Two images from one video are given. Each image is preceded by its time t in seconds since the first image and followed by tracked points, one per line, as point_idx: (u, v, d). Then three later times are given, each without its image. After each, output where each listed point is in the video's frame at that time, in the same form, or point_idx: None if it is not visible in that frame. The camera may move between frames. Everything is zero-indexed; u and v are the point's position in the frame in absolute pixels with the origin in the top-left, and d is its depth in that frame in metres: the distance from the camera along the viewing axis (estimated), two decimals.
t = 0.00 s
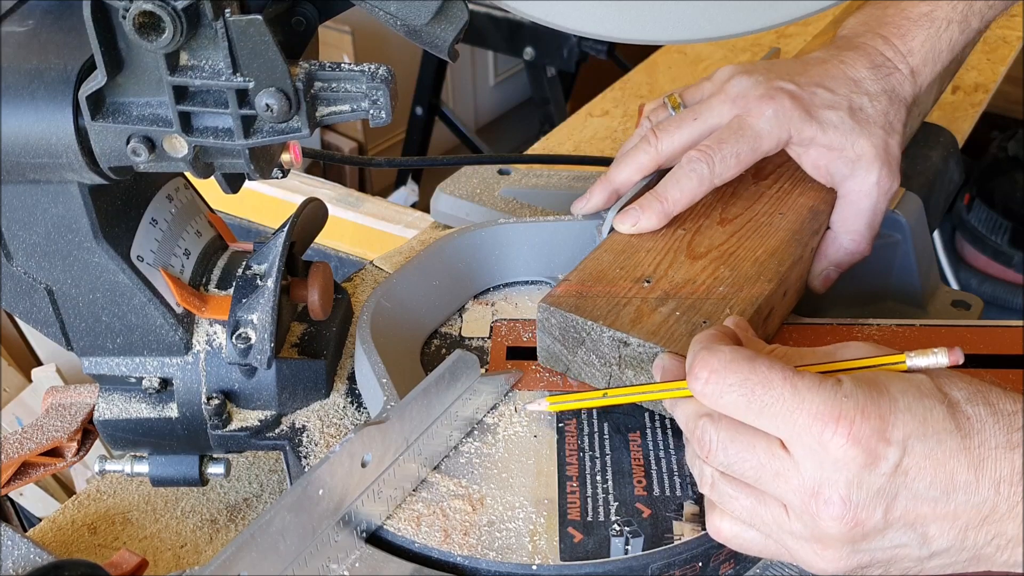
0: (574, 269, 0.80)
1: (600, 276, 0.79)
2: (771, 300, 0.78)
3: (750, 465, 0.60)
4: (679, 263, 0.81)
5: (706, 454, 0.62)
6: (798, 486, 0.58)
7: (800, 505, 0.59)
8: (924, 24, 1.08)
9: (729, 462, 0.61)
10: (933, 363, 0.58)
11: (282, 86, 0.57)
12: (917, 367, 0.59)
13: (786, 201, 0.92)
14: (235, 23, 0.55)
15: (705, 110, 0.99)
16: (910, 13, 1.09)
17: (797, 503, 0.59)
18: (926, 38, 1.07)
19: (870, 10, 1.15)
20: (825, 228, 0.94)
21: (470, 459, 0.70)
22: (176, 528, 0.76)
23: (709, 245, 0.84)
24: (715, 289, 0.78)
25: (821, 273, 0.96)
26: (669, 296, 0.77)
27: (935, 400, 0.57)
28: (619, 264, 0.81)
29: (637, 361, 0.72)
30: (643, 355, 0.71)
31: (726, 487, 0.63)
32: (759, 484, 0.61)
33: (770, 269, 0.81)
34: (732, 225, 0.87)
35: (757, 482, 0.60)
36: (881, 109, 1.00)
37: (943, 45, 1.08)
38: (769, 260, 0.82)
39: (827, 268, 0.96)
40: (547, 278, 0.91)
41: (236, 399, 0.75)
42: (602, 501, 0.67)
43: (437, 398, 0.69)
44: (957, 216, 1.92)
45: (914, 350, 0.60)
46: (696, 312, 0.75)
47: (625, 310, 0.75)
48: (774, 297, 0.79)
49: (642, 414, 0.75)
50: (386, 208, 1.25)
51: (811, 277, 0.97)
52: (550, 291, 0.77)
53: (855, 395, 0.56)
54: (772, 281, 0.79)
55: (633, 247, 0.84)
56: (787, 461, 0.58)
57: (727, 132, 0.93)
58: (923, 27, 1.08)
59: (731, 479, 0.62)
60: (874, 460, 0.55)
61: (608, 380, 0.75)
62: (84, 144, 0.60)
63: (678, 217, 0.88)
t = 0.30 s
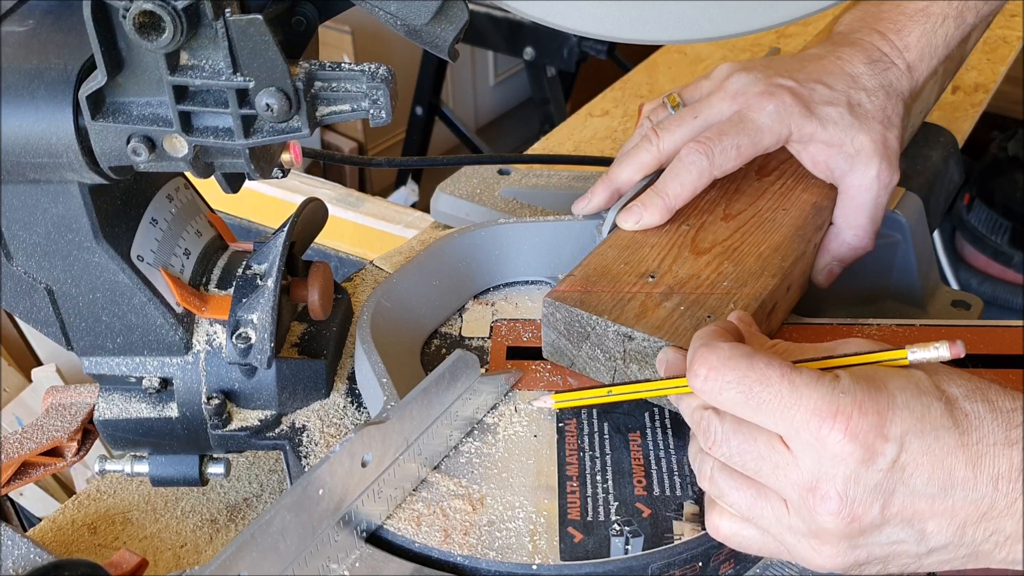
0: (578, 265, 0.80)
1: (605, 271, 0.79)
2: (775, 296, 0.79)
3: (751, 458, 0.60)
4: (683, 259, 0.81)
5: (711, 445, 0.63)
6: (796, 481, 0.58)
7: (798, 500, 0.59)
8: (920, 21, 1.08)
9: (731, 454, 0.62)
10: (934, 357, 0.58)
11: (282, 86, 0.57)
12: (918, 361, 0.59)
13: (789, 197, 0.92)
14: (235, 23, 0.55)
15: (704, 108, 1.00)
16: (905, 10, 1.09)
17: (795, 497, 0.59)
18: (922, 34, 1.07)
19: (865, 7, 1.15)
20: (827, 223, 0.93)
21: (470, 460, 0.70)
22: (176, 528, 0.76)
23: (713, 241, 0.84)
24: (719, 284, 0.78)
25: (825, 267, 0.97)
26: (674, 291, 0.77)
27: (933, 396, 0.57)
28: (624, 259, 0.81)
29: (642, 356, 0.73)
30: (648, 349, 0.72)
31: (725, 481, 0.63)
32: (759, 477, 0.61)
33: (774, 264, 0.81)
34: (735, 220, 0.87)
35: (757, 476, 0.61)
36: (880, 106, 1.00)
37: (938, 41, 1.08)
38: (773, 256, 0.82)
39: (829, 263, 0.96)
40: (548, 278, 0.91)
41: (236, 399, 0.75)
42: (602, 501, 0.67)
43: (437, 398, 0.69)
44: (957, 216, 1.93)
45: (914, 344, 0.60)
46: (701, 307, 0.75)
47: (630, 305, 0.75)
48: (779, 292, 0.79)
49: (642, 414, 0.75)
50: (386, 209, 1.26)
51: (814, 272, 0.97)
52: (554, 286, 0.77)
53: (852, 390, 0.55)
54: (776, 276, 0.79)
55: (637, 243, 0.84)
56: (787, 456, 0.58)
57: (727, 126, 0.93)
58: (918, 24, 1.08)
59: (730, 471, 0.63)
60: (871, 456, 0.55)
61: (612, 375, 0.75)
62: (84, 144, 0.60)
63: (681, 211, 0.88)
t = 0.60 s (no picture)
0: (581, 263, 0.80)
1: (607, 269, 0.79)
2: (776, 294, 0.79)
3: (749, 457, 0.61)
4: (684, 257, 0.81)
5: (709, 443, 0.63)
6: (793, 480, 0.58)
7: (795, 499, 0.59)
8: (919, 20, 1.08)
9: (730, 453, 0.62)
10: (934, 357, 0.57)
11: (282, 86, 0.57)
12: (918, 361, 0.58)
13: (790, 196, 0.92)
14: (235, 23, 0.55)
15: (705, 108, 1.00)
16: (903, 10, 1.09)
17: (791, 496, 0.59)
18: (921, 33, 1.07)
19: (864, 6, 1.15)
20: (829, 222, 0.94)
21: (470, 459, 0.70)
22: (176, 528, 0.76)
23: (715, 239, 0.84)
24: (721, 281, 0.78)
25: (825, 266, 0.97)
26: (676, 288, 0.77)
27: (931, 397, 0.57)
28: (626, 258, 0.81)
29: (644, 354, 0.73)
30: (650, 347, 0.72)
31: (724, 478, 0.63)
32: (757, 475, 0.61)
33: (776, 262, 0.81)
34: (737, 219, 0.87)
35: (755, 474, 0.61)
36: (880, 105, 1.00)
37: (937, 40, 1.08)
38: (774, 254, 0.82)
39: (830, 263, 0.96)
40: (548, 277, 0.91)
41: (236, 399, 0.75)
42: (602, 501, 0.67)
43: (437, 398, 0.69)
44: (957, 216, 1.93)
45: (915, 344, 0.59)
46: (702, 305, 0.75)
47: (631, 303, 0.75)
48: (780, 290, 0.79)
49: (642, 414, 0.75)
50: (386, 209, 1.26)
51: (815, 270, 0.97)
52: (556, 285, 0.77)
53: (849, 389, 0.55)
54: (778, 274, 0.79)
55: (638, 241, 0.84)
56: (784, 455, 0.59)
57: (727, 125, 0.93)
58: (917, 23, 1.08)
59: (729, 469, 0.63)
60: (868, 456, 0.55)
61: (614, 373, 0.75)
62: (84, 144, 0.60)
63: (682, 210, 0.88)
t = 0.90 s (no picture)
0: (581, 263, 0.80)
1: (608, 269, 0.79)
2: (776, 294, 0.78)
3: (747, 456, 0.61)
4: (685, 257, 0.81)
5: (708, 443, 0.63)
6: (791, 479, 0.59)
7: (793, 499, 0.59)
8: (918, 20, 1.08)
9: (728, 452, 0.62)
10: (934, 357, 0.57)
11: (282, 86, 0.57)
12: (919, 361, 0.58)
13: (790, 195, 0.92)
14: (235, 23, 0.55)
15: (705, 108, 1.00)
16: (903, 10, 1.09)
17: (789, 496, 0.59)
18: (922, 33, 1.07)
19: (864, 6, 1.15)
20: (829, 222, 0.94)
21: (470, 459, 0.70)
22: (176, 528, 0.76)
23: (715, 239, 0.84)
24: (721, 281, 0.78)
25: (825, 266, 0.97)
26: (676, 288, 0.77)
27: (929, 397, 0.57)
28: (626, 258, 0.81)
29: (644, 354, 0.73)
30: (651, 346, 0.72)
31: (722, 477, 0.63)
32: (755, 475, 0.61)
33: (776, 261, 0.81)
34: (737, 219, 0.87)
35: (753, 474, 0.61)
36: (880, 105, 1.00)
37: (937, 41, 1.08)
38: (775, 254, 0.82)
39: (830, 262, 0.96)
40: (548, 278, 0.91)
41: (236, 399, 0.75)
42: (602, 501, 0.67)
43: (437, 398, 0.69)
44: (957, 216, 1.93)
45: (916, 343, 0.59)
46: (703, 304, 0.75)
47: (632, 302, 0.75)
48: (780, 290, 0.79)
49: (643, 414, 0.75)
50: (386, 209, 1.26)
51: (815, 269, 0.97)
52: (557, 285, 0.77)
53: (846, 390, 0.55)
54: (778, 273, 0.79)
55: (638, 241, 0.84)
56: (782, 455, 0.59)
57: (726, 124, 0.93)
58: (917, 23, 1.08)
59: (727, 468, 0.63)
60: (866, 456, 0.55)
61: (614, 373, 0.75)
62: (84, 144, 0.60)
63: (682, 209, 0.88)
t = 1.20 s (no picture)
0: (581, 263, 0.80)
1: (608, 269, 0.79)
2: (776, 293, 0.78)
3: (746, 456, 0.61)
4: (685, 257, 0.81)
5: (707, 443, 0.63)
6: (789, 480, 0.59)
7: (791, 499, 0.59)
8: (918, 21, 1.08)
9: (727, 452, 0.62)
10: (934, 357, 0.56)
11: (282, 86, 0.57)
12: (919, 361, 0.58)
13: (790, 195, 0.92)
14: (235, 24, 0.55)
15: (705, 108, 1.00)
16: (903, 11, 1.09)
17: (788, 496, 0.59)
18: (922, 33, 1.07)
19: (865, 7, 1.15)
20: (829, 222, 0.94)
21: (470, 459, 0.70)
22: (176, 528, 0.76)
23: (715, 239, 0.84)
24: (721, 281, 0.78)
25: (826, 266, 0.97)
26: (676, 288, 0.77)
27: (928, 398, 0.57)
28: (626, 258, 0.81)
29: (644, 354, 0.73)
30: (650, 346, 0.72)
31: (722, 477, 0.63)
32: (754, 475, 0.61)
33: (776, 261, 0.81)
34: (737, 219, 0.87)
35: (752, 474, 0.61)
36: (880, 105, 1.00)
37: (937, 41, 1.08)
38: (775, 253, 0.82)
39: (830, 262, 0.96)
40: (548, 278, 0.91)
41: (236, 399, 0.75)
42: (602, 501, 0.67)
43: (437, 398, 0.69)
44: (957, 216, 1.93)
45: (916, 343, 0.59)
46: (703, 304, 0.75)
47: (632, 302, 0.75)
48: (780, 290, 0.79)
49: (643, 414, 0.75)
50: (386, 209, 1.26)
51: (815, 269, 0.97)
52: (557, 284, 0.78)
53: (845, 390, 0.55)
54: (778, 273, 0.79)
55: (638, 241, 0.84)
56: (781, 456, 0.59)
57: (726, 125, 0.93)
58: (917, 23, 1.08)
59: (726, 468, 0.63)
60: (864, 457, 0.55)
61: (614, 373, 0.75)
62: (84, 145, 0.60)
63: (682, 209, 0.88)
